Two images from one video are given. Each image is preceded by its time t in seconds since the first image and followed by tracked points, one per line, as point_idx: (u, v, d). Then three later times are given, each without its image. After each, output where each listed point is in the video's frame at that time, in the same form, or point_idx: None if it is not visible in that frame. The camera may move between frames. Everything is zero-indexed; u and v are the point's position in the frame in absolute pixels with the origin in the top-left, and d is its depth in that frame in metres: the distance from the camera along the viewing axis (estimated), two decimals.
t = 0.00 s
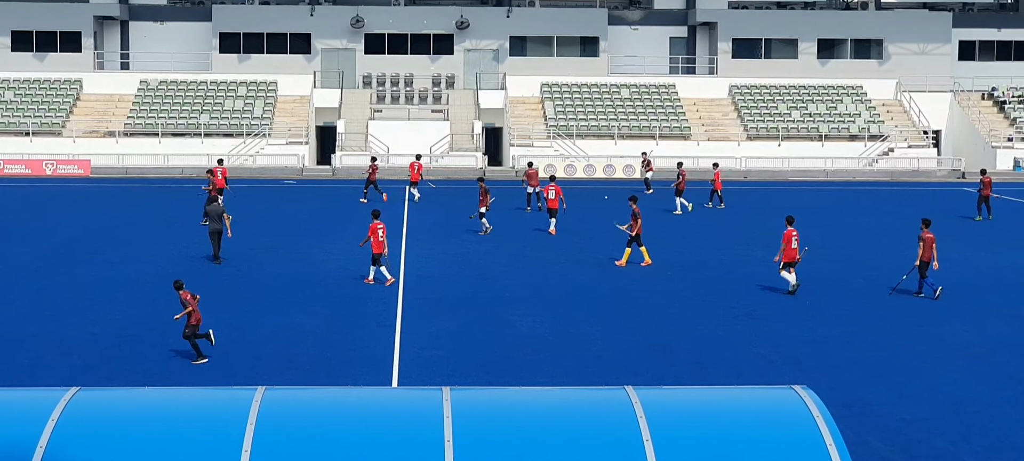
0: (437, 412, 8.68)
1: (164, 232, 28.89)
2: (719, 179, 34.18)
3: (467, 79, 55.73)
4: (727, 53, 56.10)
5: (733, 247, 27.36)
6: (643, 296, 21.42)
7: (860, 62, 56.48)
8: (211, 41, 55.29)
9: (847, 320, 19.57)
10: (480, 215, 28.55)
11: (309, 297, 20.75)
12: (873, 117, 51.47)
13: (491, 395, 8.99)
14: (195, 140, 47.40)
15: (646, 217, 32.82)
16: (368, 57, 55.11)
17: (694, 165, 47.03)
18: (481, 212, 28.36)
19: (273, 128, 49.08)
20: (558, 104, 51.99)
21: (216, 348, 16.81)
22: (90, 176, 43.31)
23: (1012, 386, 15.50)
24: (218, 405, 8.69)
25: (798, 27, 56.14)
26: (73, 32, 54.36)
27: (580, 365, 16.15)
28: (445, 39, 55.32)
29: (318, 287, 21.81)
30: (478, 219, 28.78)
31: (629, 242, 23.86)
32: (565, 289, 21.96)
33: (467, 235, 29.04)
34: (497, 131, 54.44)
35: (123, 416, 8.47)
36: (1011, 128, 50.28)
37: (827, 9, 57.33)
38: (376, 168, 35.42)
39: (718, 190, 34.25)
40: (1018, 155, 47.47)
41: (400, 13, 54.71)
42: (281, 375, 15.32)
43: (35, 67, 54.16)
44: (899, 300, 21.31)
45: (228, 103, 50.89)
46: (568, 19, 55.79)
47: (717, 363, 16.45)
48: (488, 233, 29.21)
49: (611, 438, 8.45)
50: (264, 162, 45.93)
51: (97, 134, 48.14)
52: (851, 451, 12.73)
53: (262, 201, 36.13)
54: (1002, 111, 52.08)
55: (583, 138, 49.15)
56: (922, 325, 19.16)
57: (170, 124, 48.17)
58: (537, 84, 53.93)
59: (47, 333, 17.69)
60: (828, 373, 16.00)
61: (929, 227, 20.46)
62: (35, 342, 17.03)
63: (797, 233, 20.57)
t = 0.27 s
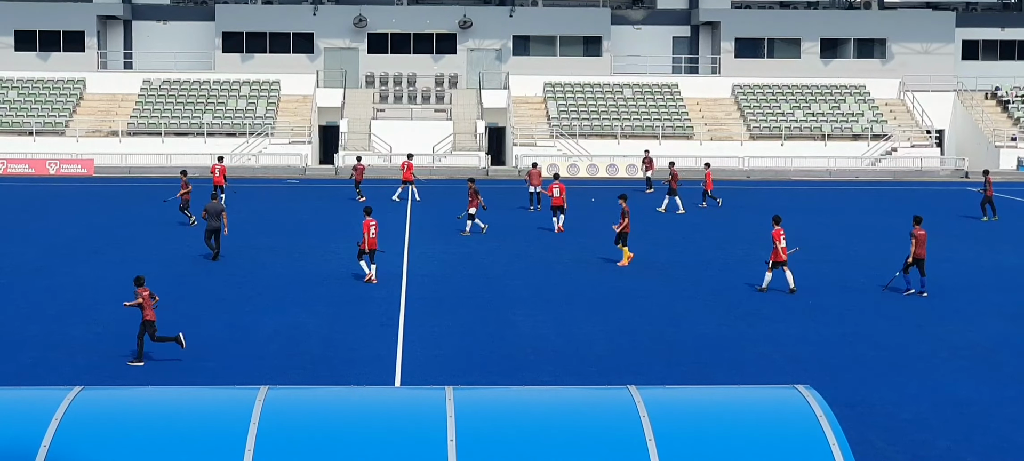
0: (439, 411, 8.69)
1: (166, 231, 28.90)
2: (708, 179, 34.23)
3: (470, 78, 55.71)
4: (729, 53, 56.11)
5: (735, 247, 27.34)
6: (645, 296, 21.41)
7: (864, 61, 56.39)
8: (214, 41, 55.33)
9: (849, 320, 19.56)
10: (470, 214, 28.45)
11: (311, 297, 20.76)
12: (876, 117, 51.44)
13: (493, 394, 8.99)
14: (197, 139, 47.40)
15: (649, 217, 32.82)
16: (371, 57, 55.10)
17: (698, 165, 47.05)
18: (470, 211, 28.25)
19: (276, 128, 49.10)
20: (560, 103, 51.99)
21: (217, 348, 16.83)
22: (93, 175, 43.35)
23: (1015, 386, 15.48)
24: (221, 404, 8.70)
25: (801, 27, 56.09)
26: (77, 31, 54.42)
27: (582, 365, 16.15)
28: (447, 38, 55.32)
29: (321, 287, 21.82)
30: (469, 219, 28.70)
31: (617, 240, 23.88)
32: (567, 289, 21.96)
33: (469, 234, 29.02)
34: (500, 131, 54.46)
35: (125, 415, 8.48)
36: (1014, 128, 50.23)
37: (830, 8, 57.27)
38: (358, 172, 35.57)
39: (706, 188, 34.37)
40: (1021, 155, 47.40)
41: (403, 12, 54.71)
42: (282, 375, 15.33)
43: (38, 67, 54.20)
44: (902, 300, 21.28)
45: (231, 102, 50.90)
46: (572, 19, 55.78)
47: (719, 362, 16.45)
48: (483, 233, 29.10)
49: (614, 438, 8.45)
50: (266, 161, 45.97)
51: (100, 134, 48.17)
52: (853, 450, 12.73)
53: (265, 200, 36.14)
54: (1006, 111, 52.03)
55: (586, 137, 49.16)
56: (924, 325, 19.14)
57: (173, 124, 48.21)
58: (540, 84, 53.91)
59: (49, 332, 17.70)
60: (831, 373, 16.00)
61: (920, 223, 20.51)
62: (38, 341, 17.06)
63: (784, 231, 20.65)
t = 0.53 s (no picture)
0: (453, 410, 8.72)
1: (180, 230, 29.02)
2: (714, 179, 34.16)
3: (483, 77, 55.73)
4: (743, 51, 56.05)
5: (749, 246, 27.32)
6: (659, 294, 21.42)
7: (878, 60, 56.19)
8: (228, 40, 55.51)
9: (862, 318, 19.53)
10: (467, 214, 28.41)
11: (325, 295, 20.83)
12: (890, 116, 51.31)
13: (507, 393, 9.02)
14: (211, 138, 47.54)
15: (662, 216, 32.82)
16: (385, 55, 55.19)
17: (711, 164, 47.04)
18: (467, 210, 28.20)
19: (289, 126, 49.24)
20: (574, 102, 51.99)
21: (231, 346, 16.92)
22: (108, 174, 43.52)
23: None
24: (236, 403, 8.75)
25: (815, 25, 55.96)
26: (91, 30, 54.65)
27: (595, 364, 16.17)
28: (461, 37, 55.39)
29: (335, 285, 21.89)
30: (467, 218, 28.64)
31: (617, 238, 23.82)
32: (581, 287, 21.98)
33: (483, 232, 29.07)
34: (513, 130, 54.48)
35: (139, 415, 8.53)
36: None
37: (845, 7, 57.12)
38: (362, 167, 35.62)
39: (710, 188, 34.30)
40: None
41: (416, 11, 54.80)
42: (296, 373, 15.41)
43: (53, 66, 54.44)
44: (916, 299, 21.23)
45: (244, 101, 51.07)
46: (585, 18, 55.77)
47: (733, 361, 16.45)
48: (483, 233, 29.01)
49: (628, 437, 8.46)
50: (280, 160, 46.14)
51: (115, 132, 48.38)
52: (867, 450, 12.72)
53: (278, 199, 36.25)
54: (1021, 109, 51.81)
55: (599, 136, 49.16)
56: (939, 325, 19.09)
57: (188, 122, 48.37)
58: (554, 83, 53.88)
59: (64, 330, 17.80)
60: (844, 372, 15.98)
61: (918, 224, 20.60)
62: (53, 339, 17.17)
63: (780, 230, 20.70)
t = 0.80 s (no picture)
0: (477, 409, 8.78)
1: (204, 229, 29.23)
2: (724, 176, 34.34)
3: (506, 76, 55.80)
4: (766, 50, 55.91)
5: (772, 245, 27.26)
6: (682, 294, 21.42)
7: (902, 58, 55.90)
8: (251, 39, 55.83)
9: (887, 318, 19.47)
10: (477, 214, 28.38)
11: (349, 294, 20.95)
12: (915, 114, 51.05)
13: (529, 393, 9.07)
14: (235, 137, 47.84)
15: (685, 215, 32.80)
16: (407, 54, 55.36)
17: (734, 162, 46.94)
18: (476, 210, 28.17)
19: (312, 125, 49.47)
20: (596, 101, 52.00)
21: (256, 345, 17.05)
22: (132, 172, 43.85)
23: None
24: (261, 402, 8.82)
25: (839, 23, 55.72)
26: (116, 30, 55.05)
27: (618, 363, 16.20)
28: (484, 36, 55.49)
29: (358, 284, 22.01)
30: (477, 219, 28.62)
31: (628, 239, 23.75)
32: (604, 287, 22.01)
33: (506, 232, 29.14)
34: (535, 129, 54.52)
35: (164, 411, 8.62)
36: None
37: (869, 4, 56.89)
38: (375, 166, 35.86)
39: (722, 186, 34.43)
40: None
41: (439, 10, 54.97)
42: (320, 372, 15.52)
43: (77, 65, 54.85)
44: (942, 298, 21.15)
45: (267, 100, 51.34)
46: (607, 17, 55.77)
47: (756, 361, 16.44)
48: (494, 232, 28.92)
49: (650, 437, 8.50)
50: (303, 159, 46.38)
51: (139, 131, 48.72)
52: (892, 450, 12.70)
53: (302, 197, 36.43)
54: None
55: (621, 135, 49.14)
56: (964, 324, 19.01)
57: (211, 121, 48.64)
58: (576, 82, 53.86)
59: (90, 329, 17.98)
60: (868, 372, 15.95)
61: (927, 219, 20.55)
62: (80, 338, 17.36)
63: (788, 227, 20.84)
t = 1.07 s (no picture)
0: (486, 409, 8.81)
1: (215, 228, 29.34)
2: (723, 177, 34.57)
3: (516, 75, 55.81)
4: (776, 49, 55.85)
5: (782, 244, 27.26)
6: (692, 293, 21.44)
7: (913, 58, 55.76)
8: (262, 38, 55.99)
9: (897, 317, 19.46)
10: (476, 215, 28.34)
11: (359, 294, 21.00)
12: (925, 114, 50.94)
13: (538, 392, 9.10)
14: (246, 136, 47.99)
15: (695, 214, 32.79)
16: (418, 54, 55.43)
17: (744, 162, 46.90)
18: (475, 211, 28.12)
19: (322, 125, 49.57)
20: (606, 101, 52.00)
21: (266, 344, 17.13)
22: (142, 172, 44.00)
23: None
24: (271, 401, 8.86)
25: (850, 22, 55.62)
26: (126, 29, 55.23)
27: (627, 362, 16.23)
28: (494, 35, 55.53)
29: (368, 283, 22.07)
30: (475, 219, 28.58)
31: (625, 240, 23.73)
32: (613, 286, 22.03)
33: (516, 231, 29.18)
34: (545, 129, 54.52)
35: (175, 409, 8.65)
36: None
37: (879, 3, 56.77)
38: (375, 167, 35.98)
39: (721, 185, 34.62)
40: None
41: (449, 10, 55.06)
42: (330, 371, 15.59)
43: (88, 65, 55.06)
44: (952, 298, 21.14)
45: (278, 100, 51.47)
46: (618, 16, 55.76)
47: (765, 360, 16.45)
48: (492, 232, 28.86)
49: (660, 437, 8.53)
50: (313, 158, 46.48)
51: (149, 131, 48.87)
52: (902, 449, 12.71)
53: (312, 197, 36.53)
54: None
55: (632, 134, 49.13)
56: (975, 324, 18.99)
57: (222, 121, 48.78)
58: (586, 81, 53.85)
59: (101, 328, 18.07)
60: (878, 371, 15.95)
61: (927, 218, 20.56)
62: (91, 336, 17.46)
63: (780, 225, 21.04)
